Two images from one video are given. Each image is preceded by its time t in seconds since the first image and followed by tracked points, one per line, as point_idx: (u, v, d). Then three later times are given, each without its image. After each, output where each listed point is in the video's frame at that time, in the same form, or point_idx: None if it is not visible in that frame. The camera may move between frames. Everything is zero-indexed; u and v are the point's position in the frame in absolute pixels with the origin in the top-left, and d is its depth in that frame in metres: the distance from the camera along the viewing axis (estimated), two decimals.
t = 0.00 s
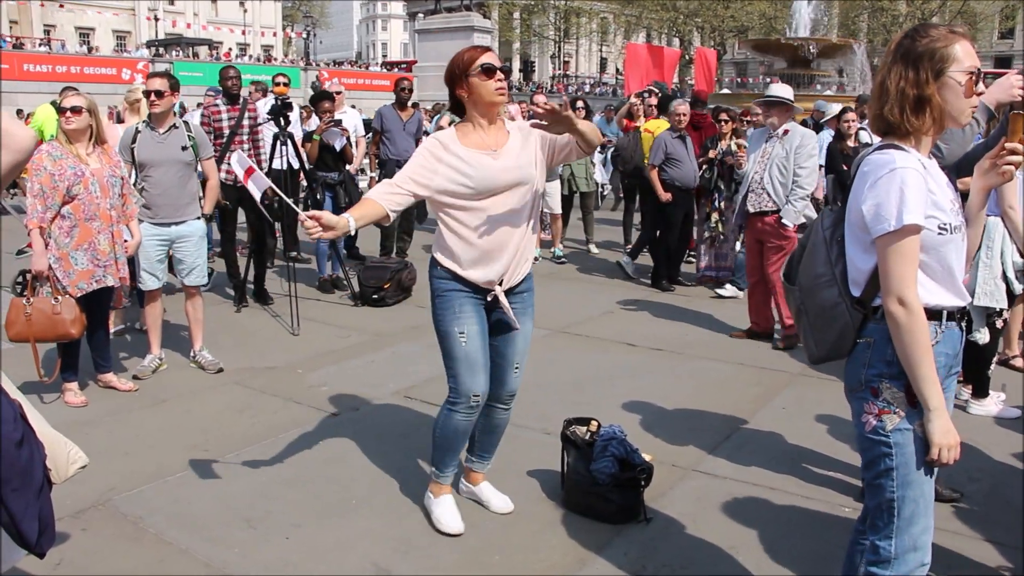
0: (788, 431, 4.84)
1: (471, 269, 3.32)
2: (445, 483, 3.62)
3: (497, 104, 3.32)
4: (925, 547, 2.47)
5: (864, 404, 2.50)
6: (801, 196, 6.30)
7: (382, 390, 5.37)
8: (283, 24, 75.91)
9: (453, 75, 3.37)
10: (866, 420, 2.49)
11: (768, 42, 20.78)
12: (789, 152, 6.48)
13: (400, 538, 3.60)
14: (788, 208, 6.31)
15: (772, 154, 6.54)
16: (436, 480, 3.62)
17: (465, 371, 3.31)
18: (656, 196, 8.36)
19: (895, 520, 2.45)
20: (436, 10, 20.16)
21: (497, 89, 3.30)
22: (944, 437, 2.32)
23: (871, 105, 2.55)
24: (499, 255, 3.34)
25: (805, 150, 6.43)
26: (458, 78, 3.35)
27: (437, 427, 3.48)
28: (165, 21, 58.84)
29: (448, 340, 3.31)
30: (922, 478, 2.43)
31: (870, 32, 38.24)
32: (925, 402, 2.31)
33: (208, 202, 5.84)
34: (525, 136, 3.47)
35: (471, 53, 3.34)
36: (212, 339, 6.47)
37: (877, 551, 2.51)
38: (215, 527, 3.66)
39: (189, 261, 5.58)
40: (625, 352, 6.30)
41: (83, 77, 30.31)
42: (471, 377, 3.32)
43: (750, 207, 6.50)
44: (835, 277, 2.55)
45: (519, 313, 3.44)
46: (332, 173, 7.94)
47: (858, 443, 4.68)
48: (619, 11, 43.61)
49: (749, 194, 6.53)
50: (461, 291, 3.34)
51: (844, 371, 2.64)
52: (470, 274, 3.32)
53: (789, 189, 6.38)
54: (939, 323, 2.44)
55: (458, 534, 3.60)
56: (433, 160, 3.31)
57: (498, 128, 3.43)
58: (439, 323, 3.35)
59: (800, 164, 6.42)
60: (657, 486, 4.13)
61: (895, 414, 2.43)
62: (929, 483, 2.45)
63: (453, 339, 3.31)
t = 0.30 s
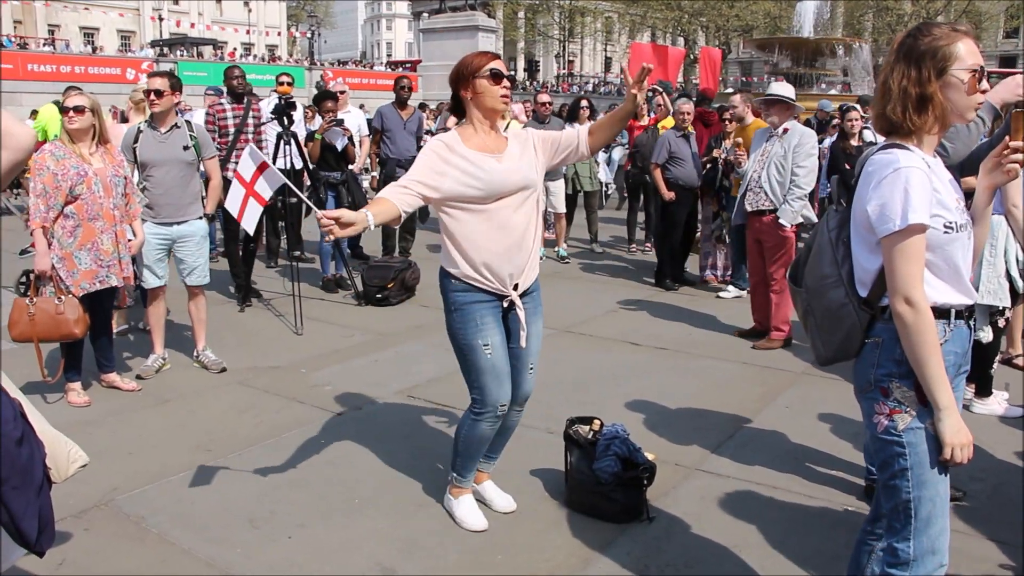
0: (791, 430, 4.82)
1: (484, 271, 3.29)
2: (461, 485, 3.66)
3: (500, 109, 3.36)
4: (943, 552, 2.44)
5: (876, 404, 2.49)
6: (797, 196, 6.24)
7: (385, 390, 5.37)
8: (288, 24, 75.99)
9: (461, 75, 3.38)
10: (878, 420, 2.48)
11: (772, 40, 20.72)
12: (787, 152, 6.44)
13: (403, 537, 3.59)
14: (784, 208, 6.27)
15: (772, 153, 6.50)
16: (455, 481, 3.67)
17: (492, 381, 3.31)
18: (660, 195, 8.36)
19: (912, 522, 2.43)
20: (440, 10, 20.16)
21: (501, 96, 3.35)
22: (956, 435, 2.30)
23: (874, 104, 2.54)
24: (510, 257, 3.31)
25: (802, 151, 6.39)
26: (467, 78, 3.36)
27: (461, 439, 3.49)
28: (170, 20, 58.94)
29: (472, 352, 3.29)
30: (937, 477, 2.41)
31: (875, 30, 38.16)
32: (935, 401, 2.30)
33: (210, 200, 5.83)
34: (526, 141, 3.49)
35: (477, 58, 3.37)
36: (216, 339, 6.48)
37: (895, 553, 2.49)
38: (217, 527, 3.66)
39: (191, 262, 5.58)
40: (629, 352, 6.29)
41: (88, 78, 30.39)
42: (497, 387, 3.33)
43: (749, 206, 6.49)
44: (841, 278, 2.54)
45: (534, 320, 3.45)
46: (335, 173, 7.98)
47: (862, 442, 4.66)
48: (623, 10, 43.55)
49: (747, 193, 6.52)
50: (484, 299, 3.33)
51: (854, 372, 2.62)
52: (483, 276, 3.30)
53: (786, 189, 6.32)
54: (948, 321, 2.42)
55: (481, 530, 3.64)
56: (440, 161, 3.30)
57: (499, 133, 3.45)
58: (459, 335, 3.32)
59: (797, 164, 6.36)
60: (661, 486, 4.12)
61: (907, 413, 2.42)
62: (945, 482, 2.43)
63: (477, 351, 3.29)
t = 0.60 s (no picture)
0: (790, 430, 4.82)
1: (491, 259, 3.29)
2: (455, 486, 3.66)
3: (501, 93, 3.36)
4: (951, 556, 2.45)
5: (883, 406, 2.48)
6: (794, 198, 6.23)
7: (384, 390, 5.36)
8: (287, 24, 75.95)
9: (455, 67, 3.38)
10: (885, 422, 2.47)
11: (771, 40, 20.70)
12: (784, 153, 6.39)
13: (401, 538, 3.59)
14: (781, 211, 6.26)
15: (770, 153, 6.48)
16: (447, 478, 3.66)
17: (493, 370, 3.34)
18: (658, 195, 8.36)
19: (921, 524, 2.43)
20: (439, 10, 20.14)
21: (499, 78, 3.35)
22: (967, 434, 2.31)
23: (870, 105, 2.55)
24: (516, 245, 3.35)
25: (801, 152, 6.32)
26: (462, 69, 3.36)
27: (457, 430, 3.50)
28: (169, 20, 58.91)
29: (477, 342, 3.31)
30: (946, 479, 2.42)
31: (874, 30, 38.15)
32: (946, 400, 2.30)
33: (206, 200, 5.84)
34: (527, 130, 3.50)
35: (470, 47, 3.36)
36: (214, 339, 6.48)
37: (903, 557, 2.48)
38: (216, 527, 3.66)
39: (187, 262, 5.58)
40: (628, 351, 6.29)
41: (86, 78, 30.37)
42: (497, 376, 3.36)
43: (748, 207, 6.49)
44: (844, 279, 2.53)
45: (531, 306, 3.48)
46: (332, 173, 8.00)
47: (861, 441, 4.66)
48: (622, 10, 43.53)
49: (746, 195, 6.52)
50: (488, 288, 3.32)
51: (858, 375, 2.62)
52: (488, 262, 3.29)
53: (782, 190, 6.32)
54: (954, 321, 2.43)
55: (480, 531, 3.63)
56: (455, 143, 3.27)
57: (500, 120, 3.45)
58: (462, 326, 3.33)
59: (794, 166, 6.33)
60: (659, 485, 4.12)
61: (916, 415, 2.42)
62: (953, 484, 2.43)
63: (482, 341, 3.31)
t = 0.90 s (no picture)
0: (792, 429, 4.81)
1: (506, 269, 3.32)
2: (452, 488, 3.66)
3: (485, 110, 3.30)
4: (944, 554, 2.44)
5: (876, 405, 2.48)
6: (792, 200, 6.20)
7: (386, 389, 5.37)
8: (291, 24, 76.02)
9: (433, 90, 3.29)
10: (879, 421, 2.47)
11: (775, 39, 20.66)
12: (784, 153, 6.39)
13: (401, 537, 3.60)
14: (779, 212, 6.24)
15: (771, 154, 6.48)
16: (445, 484, 3.67)
17: (499, 385, 3.37)
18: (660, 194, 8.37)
19: (915, 523, 2.43)
20: (443, 9, 20.13)
21: (479, 95, 3.27)
22: (962, 432, 2.30)
23: (869, 104, 2.56)
24: (521, 252, 3.38)
25: (800, 153, 6.29)
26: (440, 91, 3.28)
27: (459, 440, 3.51)
28: (174, 20, 59.02)
29: (484, 356, 3.32)
30: (940, 475, 2.42)
31: (878, 28, 38.07)
32: (942, 398, 2.29)
33: (204, 199, 5.84)
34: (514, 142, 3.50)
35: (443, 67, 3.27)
36: (217, 338, 6.49)
37: (897, 555, 2.48)
38: (216, 526, 3.67)
39: (184, 261, 5.61)
40: (630, 350, 6.29)
41: (90, 78, 30.42)
42: (503, 391, 3.38)
43: (748, 208, 6.50)
44: (841, 276, 2.54)
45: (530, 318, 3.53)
46: (334, 173, 8.01)
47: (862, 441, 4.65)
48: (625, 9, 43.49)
49: (748, 196, 6.52)
50: (494, 302, 3.34)
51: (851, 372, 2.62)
52: (502, 273, 3.33)
53: (782, 191, 6.31)
54: (949, 319, 2.43)
55: (479, 530, 3.64)
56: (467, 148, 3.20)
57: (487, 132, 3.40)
58: (469, 339, 3.33)
59: (793, 167, 6.30)
60: (659, 484, 4.12)
61: (909, 413, 2.41)
62: (946, 482, 2.43)
63: (489, 355, 3.33)
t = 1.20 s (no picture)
0: (797, 430, 4.80)
1: (525, 256, 3.38)
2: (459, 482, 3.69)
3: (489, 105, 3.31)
4: (935, 554, 2.41)
5: (866, 401, 2.48)
6: (796, 200, 6.20)
7: (391, 387, 5.38)
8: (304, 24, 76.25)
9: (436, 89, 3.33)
10: (868, 417, 2.47)
11: (787, 39, 20.56)
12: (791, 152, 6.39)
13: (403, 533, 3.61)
14: (783, 212, 6.25)
15: (778, 153, 6.46)
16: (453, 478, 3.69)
17: (516, 379, 3.41)
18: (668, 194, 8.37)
19: (904, 520, 2.42)
20: (454, 9, 20.13)
21: (483, 91, 3.29)
22: (948, 431, 2.30)
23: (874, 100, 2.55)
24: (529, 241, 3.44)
25: (805, 153, 6.30)
26: (444, 88, 3.31)
27: (471, 435, 3.51)
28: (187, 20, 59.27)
29: (504, 350, 3.36)
30: (929, 475, 2.41)
31: (892, 28, 37.84)
32: (928, 397, 2.29)
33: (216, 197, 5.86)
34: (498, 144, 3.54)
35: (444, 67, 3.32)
36: (224, 335, 6.53)
37: (888, 552, 2.48)
38: (221, 521, 3.69)
39: (195, 258, 5.63)
40: (635, 350, 6.29)
41: (103, 78, 30.59)
42: (520, 385, 3.42)
43: (753, 206, 6.50)
44: (838, 269, 2.54)
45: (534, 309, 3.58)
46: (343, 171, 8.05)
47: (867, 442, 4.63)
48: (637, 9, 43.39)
49: (752, 194, 6.52)
50: (511, 295, 3.38)
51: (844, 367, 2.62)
52: (520, 264, 3.37)
53: (786, 190, 6.30)
54: (941, 319, 2.41)
55: (481, 527, 3.65)
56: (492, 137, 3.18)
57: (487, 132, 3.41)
58: (489, 334, 3.35)
59: (798, 166, 6.28)
60: (662, 483, 4.12)
61: (896, 411, 2.41)
62: (935, 480, 2.42)
63: (508, 348, 3.37)
